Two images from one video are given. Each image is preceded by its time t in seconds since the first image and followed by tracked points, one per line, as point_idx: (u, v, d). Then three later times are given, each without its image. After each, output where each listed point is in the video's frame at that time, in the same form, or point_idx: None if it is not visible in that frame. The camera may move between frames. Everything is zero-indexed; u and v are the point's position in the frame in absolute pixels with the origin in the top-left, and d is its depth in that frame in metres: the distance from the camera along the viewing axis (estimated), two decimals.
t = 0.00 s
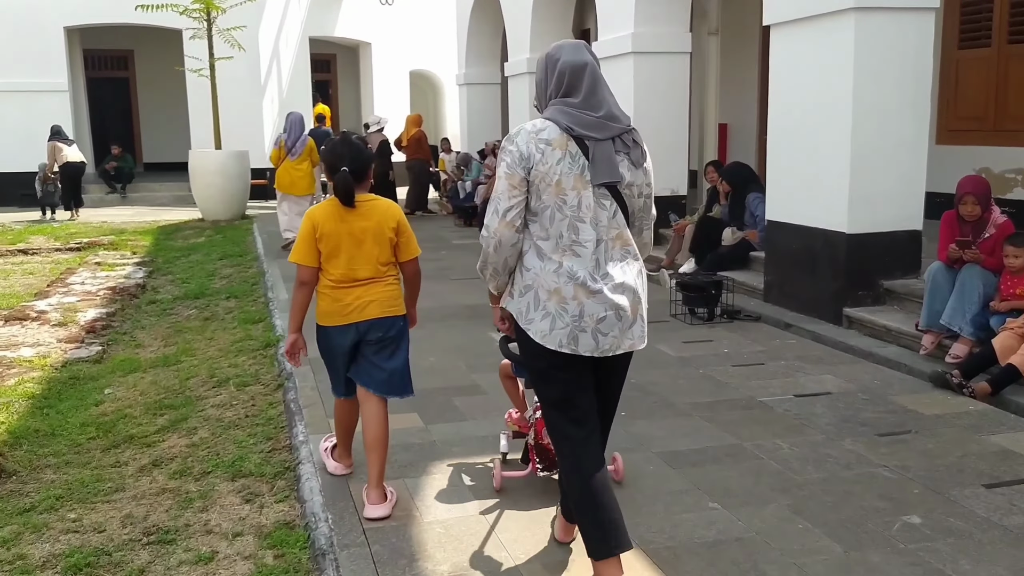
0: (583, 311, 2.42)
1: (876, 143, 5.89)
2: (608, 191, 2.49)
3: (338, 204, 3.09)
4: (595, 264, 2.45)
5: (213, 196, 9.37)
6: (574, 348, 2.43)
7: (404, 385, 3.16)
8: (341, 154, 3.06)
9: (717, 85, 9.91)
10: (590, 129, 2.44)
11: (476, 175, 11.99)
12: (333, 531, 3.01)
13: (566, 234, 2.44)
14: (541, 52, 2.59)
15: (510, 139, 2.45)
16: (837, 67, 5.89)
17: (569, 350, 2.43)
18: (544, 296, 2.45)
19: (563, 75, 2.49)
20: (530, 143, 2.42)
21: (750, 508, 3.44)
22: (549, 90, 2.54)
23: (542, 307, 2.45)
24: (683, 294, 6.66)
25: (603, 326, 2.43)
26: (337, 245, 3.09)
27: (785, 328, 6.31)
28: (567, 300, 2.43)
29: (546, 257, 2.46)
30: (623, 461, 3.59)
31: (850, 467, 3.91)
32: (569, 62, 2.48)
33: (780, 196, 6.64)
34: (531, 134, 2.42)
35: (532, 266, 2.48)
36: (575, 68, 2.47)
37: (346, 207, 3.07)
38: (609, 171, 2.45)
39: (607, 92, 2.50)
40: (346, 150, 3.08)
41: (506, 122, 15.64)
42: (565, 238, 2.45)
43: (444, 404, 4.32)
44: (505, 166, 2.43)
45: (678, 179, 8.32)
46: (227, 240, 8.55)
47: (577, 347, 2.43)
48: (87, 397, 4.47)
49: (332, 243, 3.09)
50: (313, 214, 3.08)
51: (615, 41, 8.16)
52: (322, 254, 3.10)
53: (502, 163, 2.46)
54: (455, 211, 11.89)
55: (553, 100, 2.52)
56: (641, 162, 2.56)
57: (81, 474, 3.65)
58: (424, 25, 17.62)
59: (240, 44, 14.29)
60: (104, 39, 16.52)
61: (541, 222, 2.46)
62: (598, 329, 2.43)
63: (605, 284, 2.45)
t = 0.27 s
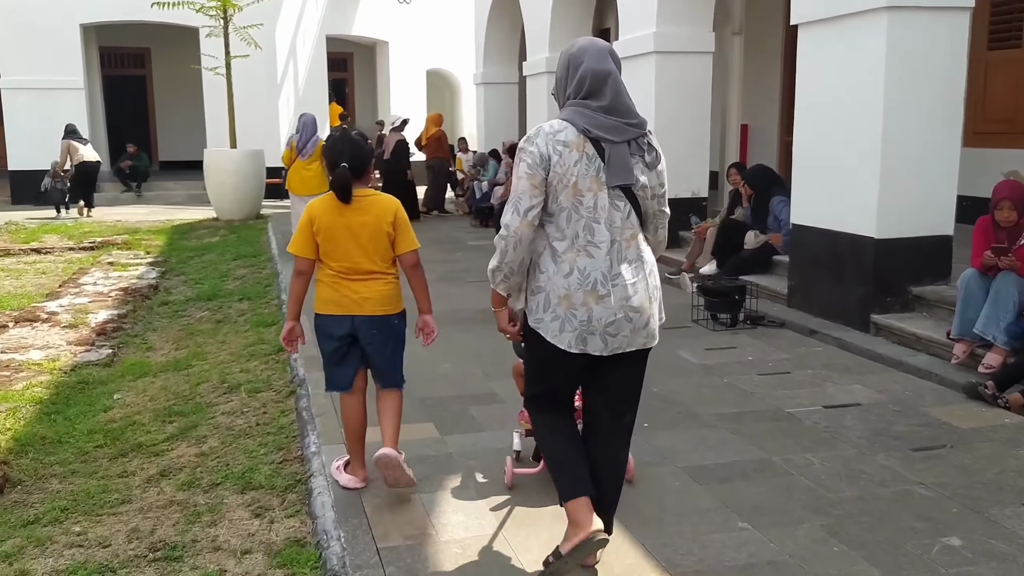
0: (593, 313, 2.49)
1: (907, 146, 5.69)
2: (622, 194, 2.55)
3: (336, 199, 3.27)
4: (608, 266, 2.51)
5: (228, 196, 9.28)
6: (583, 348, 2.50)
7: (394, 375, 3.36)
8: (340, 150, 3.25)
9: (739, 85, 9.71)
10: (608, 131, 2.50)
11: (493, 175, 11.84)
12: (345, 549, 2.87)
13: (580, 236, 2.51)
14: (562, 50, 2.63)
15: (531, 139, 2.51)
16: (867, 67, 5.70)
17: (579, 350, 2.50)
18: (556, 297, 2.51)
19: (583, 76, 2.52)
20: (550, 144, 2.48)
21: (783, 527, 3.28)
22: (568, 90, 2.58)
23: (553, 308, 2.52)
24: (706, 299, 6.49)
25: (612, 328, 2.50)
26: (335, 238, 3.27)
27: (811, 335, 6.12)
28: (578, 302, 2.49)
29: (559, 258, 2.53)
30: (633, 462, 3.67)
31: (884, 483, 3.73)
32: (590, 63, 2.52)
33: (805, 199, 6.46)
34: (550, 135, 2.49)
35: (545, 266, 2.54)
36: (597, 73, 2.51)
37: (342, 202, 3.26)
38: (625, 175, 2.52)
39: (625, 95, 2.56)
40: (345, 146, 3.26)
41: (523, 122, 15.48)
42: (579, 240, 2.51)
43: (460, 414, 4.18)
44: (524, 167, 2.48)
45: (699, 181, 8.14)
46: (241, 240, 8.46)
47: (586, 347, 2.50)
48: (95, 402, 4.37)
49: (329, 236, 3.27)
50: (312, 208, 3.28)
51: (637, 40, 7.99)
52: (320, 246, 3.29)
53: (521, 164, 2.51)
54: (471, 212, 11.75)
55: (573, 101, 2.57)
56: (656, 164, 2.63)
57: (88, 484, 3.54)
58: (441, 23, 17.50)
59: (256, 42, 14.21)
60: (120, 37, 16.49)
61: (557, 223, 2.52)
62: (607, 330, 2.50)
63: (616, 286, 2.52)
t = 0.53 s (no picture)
0: (591, 314, 2.42)
1: (938, 148, 5.50)
2: (631, 195, 2.46)
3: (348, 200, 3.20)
4: (609, 267, 2.44)
5: (243, 196, 9.21)
6: (581, 348, 2.45)
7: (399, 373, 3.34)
8: (354, 150, 3.14)
9: (762, 85, 9.53)
10: (615, 133, 2.42)
11: (510, 176, 11.71)
12: (355, 568, 2.75)
13: (582, 235, 2.45)
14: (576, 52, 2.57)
15: (536, 139, 2.47)
16: (896, 67, 5.52)
17: (577, 349, 2.45)
18: (555, 296, 2.48)
19: (591, 77, 2.45)
20: (554, 144, 2.43)
21: (814, 548, 3.13)
22: (577, 92, 2.52)
23: (552, 306, 2.48)
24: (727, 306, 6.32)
25: (611, 330, 2.42)
26: (345, 239, 3.20)
27: (836, 343, 5.93)
28: (576, 302, 2.44)
29: (560, 257, 2.48)
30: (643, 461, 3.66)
31: (918, 501, 3.56)
32: (598, 64, 2.44)
33: (831, 202, 6.28)
34: (555, 135, 2.44)
35: (547, 265, 2.50)
36: (605, 72, 2.43)
37: (353, 203, 3.18)
38: (632, 177, 2.42)
39: (636, 97, 2.47)
40: (360, 148, 3.15)
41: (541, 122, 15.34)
42: (581, 240, 2.45)
43: (475, 423, 4.05)
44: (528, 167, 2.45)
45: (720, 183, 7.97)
46: (256, 241, 8.38)
47: (584, 347, 2.45)
48: (103, 408, 4.28)
49: (340, 237, 3.21)
50: (324, 209, 3.23)
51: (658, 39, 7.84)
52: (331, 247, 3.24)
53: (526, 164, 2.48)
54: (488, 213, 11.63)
55: (581, 102, 2.50)
56: (666, 165, 2.51)
57: (92, 494, 3.44)
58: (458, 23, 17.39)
59: (273, 41, 14.17)
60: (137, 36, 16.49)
61: (559, 222, 2.48)
62: (605, 332, 2.42)
63: (617, 288, 2.43)
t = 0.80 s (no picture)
0: (562, 313, 2.44)
1: (968, 150, 5.29)
2: (607, 199, 2.46)
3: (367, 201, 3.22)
4: (582, 268, 2.45)
5: (258, 197, 9.14)
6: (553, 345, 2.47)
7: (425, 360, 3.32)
8: (370, 153, 3.16)
9: (784, 86, 9.32)
10: (593, 139, 2.41)
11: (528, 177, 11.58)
12: None
13: (558, 237, 2.46)
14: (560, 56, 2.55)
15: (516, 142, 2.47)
16: (924, 67, 5.32)
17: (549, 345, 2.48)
18: (529, 294, 2.50)
19: (572, 83, 2.44)
20: (533, 148, 2.42)
21: (842, 573, 2.96)
22: (559, 96, 2.51)
23: (527, 303, 2.51)
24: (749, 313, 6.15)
25: (581, 330, 2.44)
26: (365, 239, 3.22)
27: (862, 351, 5.74)
28: (548, 301, 2.46)
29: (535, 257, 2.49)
30: (652, 461, 3.66)
31: (951, 523, 3.38)
32: (580, 71, 2.42)
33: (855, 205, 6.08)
34: (534, 139, 2.43)
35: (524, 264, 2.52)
36: (585, 79, 2.41)
37: (373, 204, 3.20)
38: (609, 182, 2.42)
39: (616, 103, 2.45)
40: (375, 150, 3.18)
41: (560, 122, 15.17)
42: (557, 241, 2.46)
43: (487, 434, 3.92)
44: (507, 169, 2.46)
45: (741, 186, 7.78)
46: (271, 242, 8.31)
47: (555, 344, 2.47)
48: (109, 414, 4.19)
49: (359, 237, 3.22)
50: (343, 208, 3.23)
51: (676, 39, 7.68)
52: (350, 246, 3.25)
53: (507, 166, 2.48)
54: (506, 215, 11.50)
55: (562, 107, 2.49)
56: (645, 168, 2.49)
57: (93, 505, 3.34)
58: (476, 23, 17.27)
59: (289, 41, 14.14)
60: (154, 36, 16.53)
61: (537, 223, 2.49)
62: (575, 331, 2.44)
63: (590, 289, 2.45)
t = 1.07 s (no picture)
0: (535, 313, 2.48)
1: (997, 154, 5.08)
2: (581, 201, 2.51)
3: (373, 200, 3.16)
4: (556, 268, 2.49)
5: (274, 199, 9.10)
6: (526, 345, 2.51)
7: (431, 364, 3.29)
8: (375, 154, 3.13)
9: (807, 87, 9.10)
10: (567, 141, 2.47)
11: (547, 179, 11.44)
12: None
13: (533, 238, 2.51)
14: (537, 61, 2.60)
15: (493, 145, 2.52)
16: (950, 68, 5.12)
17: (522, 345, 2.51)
18: (505, 294, 2.55)
19: (548, 88, 2.49)
20: (508, 150, 2.48)
21: None
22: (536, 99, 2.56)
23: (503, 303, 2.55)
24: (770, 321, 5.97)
25: (554, 329, 2.48)
26: (372, 238, 3.17)
27: (888, 361, 5.54)
28: (523, 300, 2.50)
29: (511, 257, 2.54)
30: (655, 466, 3.68)
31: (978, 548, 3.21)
32: (555, 75, 2.47)
33: (880, 210, 5.88)
34: (510, 141, 2.48)
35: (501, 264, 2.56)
36: (560, 83, 2.47)
37: (380, 204, 3.16)
38: (582, 184, 2.47)
39: (589, 107, 2.50)
40: (381, 152, 3.15)
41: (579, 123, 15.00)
42: (531, 242, 2.51)
43: (495, 447, 3.81)
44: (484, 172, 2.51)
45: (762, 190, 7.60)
46: (287, 244, 8.26)
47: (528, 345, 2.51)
48: (113, 421, 4.13)
49: (368, 236, 3.16)
50: (350, 205, 3.14)
51: (694, 40, 7.51)
52: (358, 244, 3.16)
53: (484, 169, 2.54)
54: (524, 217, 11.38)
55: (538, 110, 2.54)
56: (619, 171, 2.56)
57: (90, 517, 3.27)
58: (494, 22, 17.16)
59: (304, 42, 14.13)
60: (172, 38, 16.59)
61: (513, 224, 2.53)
62: (548, 330, 2.48)
63: (563, 289, 2.49)
